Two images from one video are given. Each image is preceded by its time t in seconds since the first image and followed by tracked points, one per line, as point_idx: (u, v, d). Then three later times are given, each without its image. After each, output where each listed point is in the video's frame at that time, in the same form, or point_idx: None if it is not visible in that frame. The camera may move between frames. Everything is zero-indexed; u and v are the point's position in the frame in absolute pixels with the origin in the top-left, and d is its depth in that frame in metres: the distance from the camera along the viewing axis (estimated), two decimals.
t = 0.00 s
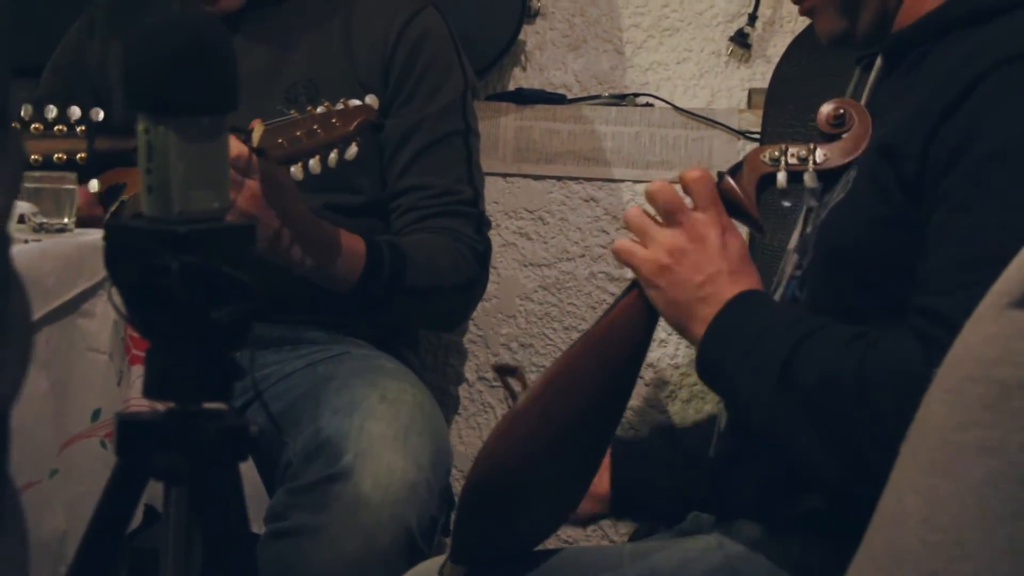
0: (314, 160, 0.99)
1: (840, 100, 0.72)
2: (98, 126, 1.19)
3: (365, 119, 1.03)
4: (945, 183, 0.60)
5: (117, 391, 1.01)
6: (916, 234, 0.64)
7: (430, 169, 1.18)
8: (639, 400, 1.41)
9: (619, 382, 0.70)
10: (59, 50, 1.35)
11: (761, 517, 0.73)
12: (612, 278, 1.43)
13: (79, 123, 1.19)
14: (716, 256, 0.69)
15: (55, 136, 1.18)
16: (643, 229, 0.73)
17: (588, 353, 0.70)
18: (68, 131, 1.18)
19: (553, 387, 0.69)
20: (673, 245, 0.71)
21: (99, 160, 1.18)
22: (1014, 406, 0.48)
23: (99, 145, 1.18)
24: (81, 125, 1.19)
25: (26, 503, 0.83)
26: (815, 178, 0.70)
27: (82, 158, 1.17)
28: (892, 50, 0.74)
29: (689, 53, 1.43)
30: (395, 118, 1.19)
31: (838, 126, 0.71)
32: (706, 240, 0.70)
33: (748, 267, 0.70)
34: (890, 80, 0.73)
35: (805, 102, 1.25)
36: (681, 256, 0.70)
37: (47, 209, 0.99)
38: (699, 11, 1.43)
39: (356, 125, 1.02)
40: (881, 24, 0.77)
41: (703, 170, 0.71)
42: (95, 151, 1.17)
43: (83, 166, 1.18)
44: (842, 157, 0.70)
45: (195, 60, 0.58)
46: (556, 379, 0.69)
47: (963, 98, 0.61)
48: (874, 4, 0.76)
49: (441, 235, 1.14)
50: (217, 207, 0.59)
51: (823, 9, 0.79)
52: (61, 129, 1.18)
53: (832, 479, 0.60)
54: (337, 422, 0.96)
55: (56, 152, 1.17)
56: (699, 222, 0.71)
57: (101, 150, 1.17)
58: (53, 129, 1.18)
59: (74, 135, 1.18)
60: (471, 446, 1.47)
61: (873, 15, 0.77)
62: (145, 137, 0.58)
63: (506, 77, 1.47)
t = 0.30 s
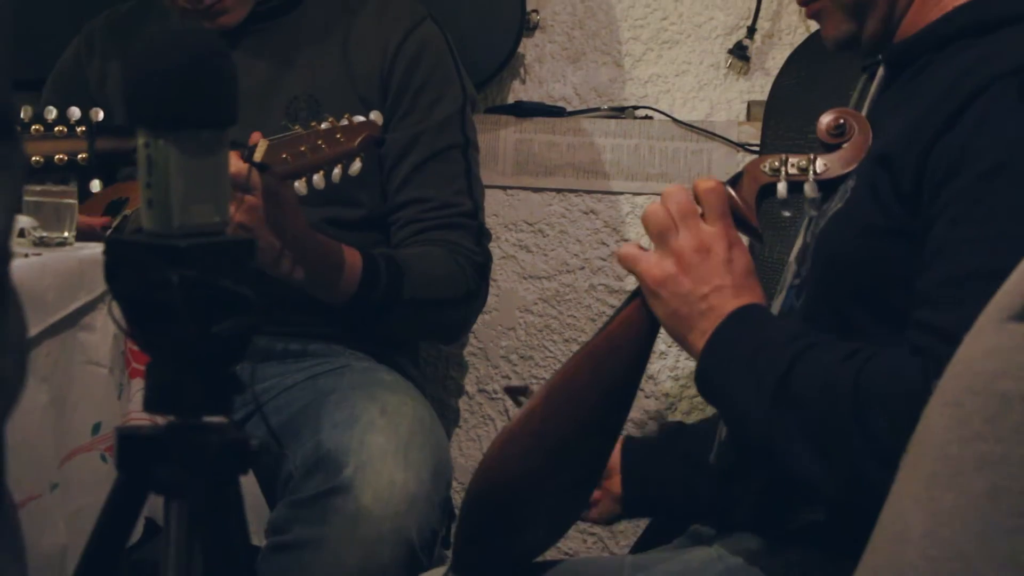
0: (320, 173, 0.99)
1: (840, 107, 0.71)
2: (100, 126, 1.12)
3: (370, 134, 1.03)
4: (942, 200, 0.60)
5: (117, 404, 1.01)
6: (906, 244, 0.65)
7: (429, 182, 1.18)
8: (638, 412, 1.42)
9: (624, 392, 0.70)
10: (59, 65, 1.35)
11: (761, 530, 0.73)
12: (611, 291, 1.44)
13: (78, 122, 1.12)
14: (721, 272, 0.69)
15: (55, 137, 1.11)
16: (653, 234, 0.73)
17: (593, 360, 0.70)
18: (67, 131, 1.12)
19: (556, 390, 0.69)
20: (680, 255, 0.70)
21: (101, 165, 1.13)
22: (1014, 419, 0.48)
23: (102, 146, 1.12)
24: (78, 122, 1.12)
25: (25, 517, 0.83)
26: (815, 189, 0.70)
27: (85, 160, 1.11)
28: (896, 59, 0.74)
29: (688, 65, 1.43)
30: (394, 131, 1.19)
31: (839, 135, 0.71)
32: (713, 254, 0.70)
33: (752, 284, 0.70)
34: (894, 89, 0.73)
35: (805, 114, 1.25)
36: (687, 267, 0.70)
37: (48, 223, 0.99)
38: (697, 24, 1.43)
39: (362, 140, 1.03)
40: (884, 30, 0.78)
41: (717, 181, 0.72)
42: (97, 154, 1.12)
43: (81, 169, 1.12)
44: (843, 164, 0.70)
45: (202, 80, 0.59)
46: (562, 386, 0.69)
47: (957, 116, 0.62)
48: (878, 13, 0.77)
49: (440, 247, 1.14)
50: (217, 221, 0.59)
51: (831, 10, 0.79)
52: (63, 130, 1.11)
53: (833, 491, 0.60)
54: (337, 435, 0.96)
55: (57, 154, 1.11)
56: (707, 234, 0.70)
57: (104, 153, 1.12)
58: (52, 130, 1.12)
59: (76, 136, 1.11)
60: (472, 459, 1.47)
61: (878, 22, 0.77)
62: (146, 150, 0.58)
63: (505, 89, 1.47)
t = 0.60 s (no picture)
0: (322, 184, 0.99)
1: (845, 121, 0.71)
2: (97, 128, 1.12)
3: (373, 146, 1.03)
4: (956, 224, 0.60)
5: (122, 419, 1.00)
6: (920, 261, 0.65)
7: (432, 196, 1.18)
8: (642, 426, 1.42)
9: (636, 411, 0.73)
10: (63, 80, 1.35)
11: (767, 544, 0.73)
12: (614, 304, 1.44)
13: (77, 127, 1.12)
14: (732, 290, 0.69)
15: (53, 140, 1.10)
16: (663, 249, 0.72)
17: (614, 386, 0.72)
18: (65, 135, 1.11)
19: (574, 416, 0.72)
20: (691, 273, 0.70)
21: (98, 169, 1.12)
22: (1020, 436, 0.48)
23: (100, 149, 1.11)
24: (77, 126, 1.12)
25: (28, 532, 0.83)
26: (827, 204, 0.70)
27: (84, 162, 1.10)
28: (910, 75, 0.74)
29: (691, 77, 1.43)
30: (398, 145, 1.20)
31: (850, 149, 0.71)
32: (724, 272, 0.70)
33: (762, 302, 0.70)
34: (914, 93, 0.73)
35: (806, 126, 1.25)
36: (697, 286, 0.70)
37: (53, 238, 0.99)
38: (700, 36, 1.43)
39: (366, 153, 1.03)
40: (896, 36, 0.78)
41: (726, 200, 0.72)
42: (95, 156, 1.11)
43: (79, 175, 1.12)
44: (857, 179, 0.70)
45: (206, 95, 0.59)
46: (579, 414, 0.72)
47: (966, 141, 0.62)
48: (893, 14, 0.76)
49: (443, 262, 1.14)
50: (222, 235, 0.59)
51: None
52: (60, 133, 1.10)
53: (843, 509, 0.60)
54: (341, 450, 0.96)
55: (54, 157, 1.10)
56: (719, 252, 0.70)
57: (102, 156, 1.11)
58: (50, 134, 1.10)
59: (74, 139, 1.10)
60: (476, 472, 1.47)
61: (893, 21, 0.77)
62: (150, 166, 0.58)
63: (508, 102, 1.46)
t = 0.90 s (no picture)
0: (328, 211, 1.00)
1: (863, 146, 0.73)
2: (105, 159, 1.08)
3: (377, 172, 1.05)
4: (989, 266, 0.61)
5: (127, 444, 0.99)
6: (943, 299, 0.66)
7: (436, 220, 1.17)
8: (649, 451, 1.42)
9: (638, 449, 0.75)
10: (66, 107, 1.35)
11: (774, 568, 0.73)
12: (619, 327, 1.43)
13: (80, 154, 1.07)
14: (717, 327, 0.70)
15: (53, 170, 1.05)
16: (634, 311, 0.74)
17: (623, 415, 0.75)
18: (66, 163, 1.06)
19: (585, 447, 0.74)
20: (669, 322, 0.71)
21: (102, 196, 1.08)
22: None
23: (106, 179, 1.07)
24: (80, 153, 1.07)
25: (33, 560, 0.83)
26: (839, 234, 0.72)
27: (88, 193, 1.06)
28: (923, 99, 0.74)
29: (694, 101, 1.43)
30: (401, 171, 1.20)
31: (864, 174, 0.72)
32: (701, 312, 0.71)
33: (753, 334, 0.71)
34: (925, 121, 0.74)
35: (811, 151, 1.25)
36: (678, 332, 0.71)
37: (57, 265, 0.99)
38: (701, 60, 1.43)
39: (370, 179, 1.04)
40: (899, 61, 0.78)
41: (683, 242, 0.73)
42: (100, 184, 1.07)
43: (84, 203, 1.08)
44: (870, 206, 0.71)
45: (213, 126, 0.59)
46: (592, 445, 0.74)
47: (998, 176, 0.62)
48: (888, 42, 0.76)
49: (449, 286, 1.14)
50: (226, 262, 0.60)
51: (850, 28, 0.78)
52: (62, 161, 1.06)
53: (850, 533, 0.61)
54: (347, 475, 0.96)
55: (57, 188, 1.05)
56: (692, 295, 0.72)
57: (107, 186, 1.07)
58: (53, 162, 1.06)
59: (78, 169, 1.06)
60: (480, 496, 1.47)
61: (897, 44, 0.76)
62: (153, 195, 0.58)
63: (511, 126, 1.48)
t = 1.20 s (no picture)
0: (333, 235, 1.00)
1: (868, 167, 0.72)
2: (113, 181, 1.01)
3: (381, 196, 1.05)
4: (976, 282, 0.61)
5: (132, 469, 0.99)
6: (936, 323, 0.66)
7: (442, 243, 1.18)
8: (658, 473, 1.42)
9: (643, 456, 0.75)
10: (73, 131, 1.36)
11: None
12: (624, 347, 1.43)
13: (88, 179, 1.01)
14: (743, 336, 0.71)
15: (65, 194, 0.99)
16: (671, 300, 0.74)
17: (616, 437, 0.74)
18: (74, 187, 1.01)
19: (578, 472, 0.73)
20: (699, 322, 0.72)
21: (110, 224, 1.02)
22: None
23: (116, 204, 1.01)
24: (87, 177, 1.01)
25: None
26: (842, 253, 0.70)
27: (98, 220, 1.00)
28: (927, 118, 0.74)
29: (698, 122, 1.44)
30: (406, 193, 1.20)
31: (866, 195, 0.72)
32: (732, 319, 0.72)
33: (774, 345, 0.72)
34: (928, 142, 0.73)
35: (814, 171, 1.25)
36: (707, 335, 0.72)
37: (64, 288, 0.99)
38: (706, 81, 1.44)
39: (374, 202, 1.04)
40: (911, 85, 0.77)
41: (732, 244, 0.73)
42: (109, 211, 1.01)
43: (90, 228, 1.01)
44: (873, 225, 0.71)
45: (219, 149, 0.60)
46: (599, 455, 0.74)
47: (991, 193, 0.62)
48: (891, 69, 0.76)
49: (454, 308, 1.14)
50: (232, 287, 0.60)
51: (858, 59, 0.77)
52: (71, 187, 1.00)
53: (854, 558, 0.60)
54: (353, 498, 0.96)
55: (68, 212, 0.99)
56: (727, 300, 0.72)
57: (118, 211, 1.01)
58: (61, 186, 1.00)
59: (89, 194, 1.00)
60: (486, 517, 1.46)
61: (905, 73, 0.76)
62: (160, 220, 0.59)
63: (516, 147, 1.48)
